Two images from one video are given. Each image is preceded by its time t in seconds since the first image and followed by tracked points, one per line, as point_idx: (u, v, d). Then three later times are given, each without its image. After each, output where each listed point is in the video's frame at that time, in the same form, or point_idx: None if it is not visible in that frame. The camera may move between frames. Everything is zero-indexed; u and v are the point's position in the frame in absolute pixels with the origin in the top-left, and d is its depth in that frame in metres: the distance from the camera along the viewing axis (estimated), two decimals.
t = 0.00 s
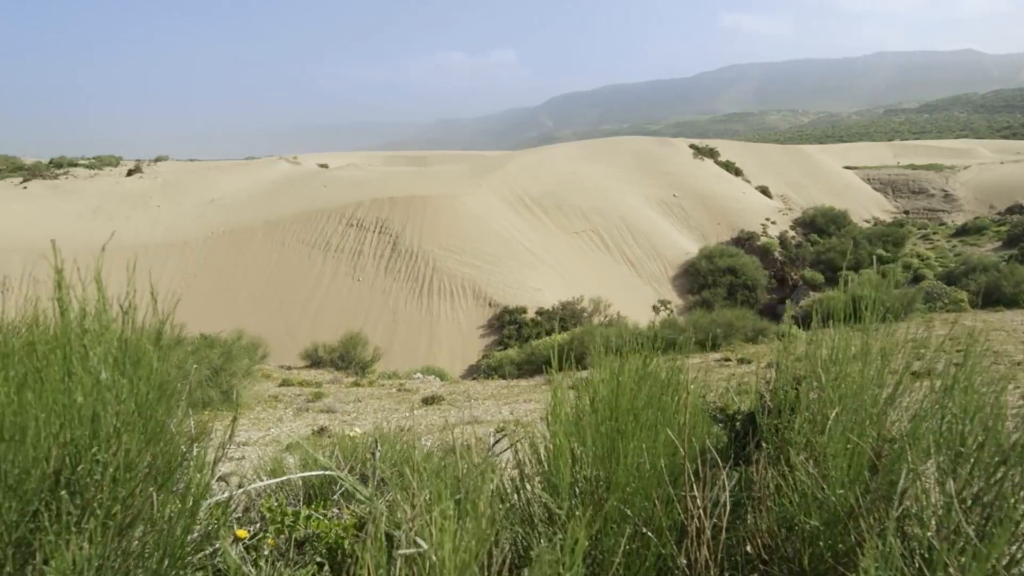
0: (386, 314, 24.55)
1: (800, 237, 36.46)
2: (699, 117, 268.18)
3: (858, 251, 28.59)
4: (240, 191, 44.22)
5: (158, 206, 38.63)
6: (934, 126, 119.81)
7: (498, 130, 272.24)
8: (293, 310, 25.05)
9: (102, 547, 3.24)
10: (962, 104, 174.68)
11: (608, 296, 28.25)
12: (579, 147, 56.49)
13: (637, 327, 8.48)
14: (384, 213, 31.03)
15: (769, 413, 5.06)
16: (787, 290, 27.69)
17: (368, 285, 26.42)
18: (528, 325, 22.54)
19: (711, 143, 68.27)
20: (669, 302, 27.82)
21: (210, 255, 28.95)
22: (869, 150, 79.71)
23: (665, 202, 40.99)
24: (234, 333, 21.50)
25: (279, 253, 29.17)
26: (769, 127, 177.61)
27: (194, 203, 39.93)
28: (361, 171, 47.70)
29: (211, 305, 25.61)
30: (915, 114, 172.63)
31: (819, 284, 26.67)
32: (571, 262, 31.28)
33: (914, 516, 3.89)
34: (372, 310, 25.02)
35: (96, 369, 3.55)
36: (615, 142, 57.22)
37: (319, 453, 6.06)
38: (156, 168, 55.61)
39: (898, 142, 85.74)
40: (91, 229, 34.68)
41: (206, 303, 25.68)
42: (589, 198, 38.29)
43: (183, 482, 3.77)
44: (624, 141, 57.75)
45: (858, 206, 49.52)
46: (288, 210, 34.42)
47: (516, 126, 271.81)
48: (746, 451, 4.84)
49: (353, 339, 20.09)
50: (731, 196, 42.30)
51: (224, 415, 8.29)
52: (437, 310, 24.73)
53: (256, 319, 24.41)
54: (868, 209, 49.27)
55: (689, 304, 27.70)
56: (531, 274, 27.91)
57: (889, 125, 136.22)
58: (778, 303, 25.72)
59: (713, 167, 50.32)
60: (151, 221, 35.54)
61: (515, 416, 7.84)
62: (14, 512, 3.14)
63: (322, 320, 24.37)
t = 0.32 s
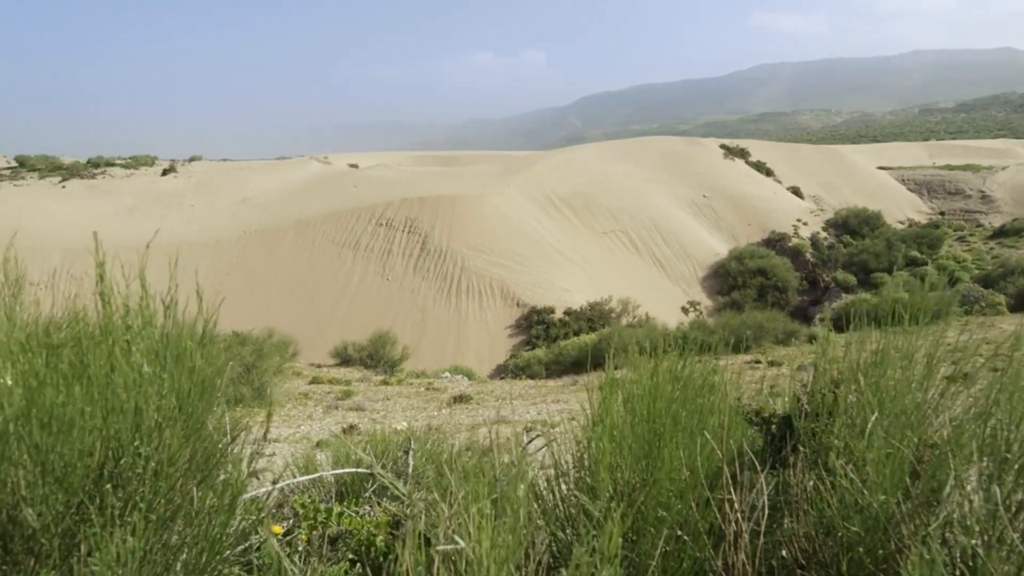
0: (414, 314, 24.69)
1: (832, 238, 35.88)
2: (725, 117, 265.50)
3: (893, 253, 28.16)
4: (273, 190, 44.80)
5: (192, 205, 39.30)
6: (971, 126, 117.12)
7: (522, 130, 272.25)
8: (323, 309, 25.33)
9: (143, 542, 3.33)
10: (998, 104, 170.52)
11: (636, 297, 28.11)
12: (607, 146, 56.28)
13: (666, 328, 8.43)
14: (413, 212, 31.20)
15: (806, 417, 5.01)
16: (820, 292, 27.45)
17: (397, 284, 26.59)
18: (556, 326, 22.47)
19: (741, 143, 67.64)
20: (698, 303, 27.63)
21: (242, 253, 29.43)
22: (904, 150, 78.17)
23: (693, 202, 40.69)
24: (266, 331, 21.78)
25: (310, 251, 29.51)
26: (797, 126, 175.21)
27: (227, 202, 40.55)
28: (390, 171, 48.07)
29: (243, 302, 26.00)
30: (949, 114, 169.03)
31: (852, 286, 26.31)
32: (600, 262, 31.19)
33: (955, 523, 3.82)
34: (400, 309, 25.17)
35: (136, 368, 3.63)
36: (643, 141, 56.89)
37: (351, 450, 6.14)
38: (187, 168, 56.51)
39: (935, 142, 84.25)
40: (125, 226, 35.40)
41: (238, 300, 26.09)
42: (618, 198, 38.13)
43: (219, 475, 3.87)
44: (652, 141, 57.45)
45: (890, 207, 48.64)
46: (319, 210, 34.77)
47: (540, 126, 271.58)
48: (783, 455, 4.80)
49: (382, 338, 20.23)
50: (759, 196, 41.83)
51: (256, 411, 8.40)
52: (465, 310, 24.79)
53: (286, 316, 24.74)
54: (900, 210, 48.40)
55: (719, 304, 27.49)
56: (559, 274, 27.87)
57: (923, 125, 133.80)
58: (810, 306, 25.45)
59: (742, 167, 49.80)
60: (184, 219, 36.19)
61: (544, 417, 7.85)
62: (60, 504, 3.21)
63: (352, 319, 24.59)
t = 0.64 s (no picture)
0: (445, 313, 24.81)
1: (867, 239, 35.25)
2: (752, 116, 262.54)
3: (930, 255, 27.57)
4: (307, 190, 45.32)
5: (228, 203, 39.94)
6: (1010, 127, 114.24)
7: (547, 130, 272.09)
8: (355, 306, 25.58)
9: (184, 535, 3.42)
10: None
11: (666, 297, 27.92)
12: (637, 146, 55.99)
13: (697, 330, 8.36)
14: (444, 212, 31.34)
15: (846, 421, 4.93)
16: (854, 294, 27.00)
17: (427, 284, 26.75)
18: (586, 326, 22.41)
19: (772, 143, 66.89)
20: (729, 305, 27.34)
21: (275, 251, 29.85)
22: (941, 151, 76.43)
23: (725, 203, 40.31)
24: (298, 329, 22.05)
25: (343, 249, 29.83)
26: (828, 126, 172.47)
27: (262, 201, 41.13)
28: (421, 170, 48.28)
29: (276, 299, 26.39)
30: (985, 114, 165.08)
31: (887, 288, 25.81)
32: (631, 262, 31.04)
33: (1001, 531, 3.74)
34: (430, 308, 25.31)
35: (180, 367, 3.72)
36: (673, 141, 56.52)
37: (384, 448, 6.19)
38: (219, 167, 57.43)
39: (975, 143, 82.20)
40: (159, 224, 36.10)
41: (272, 297, 26.48)
42: (647, 198, 37.92)
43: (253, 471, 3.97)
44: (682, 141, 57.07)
45: (925, 207, 47.60)
46: (350, 209, 35.08)
47: (565, 126, 271.24)
48: (822, 459, 4.73)
49: (412, 337, 20.35)
50: (789, 197, 41.25)
51: (291, 408, 8.51)
52: (495, 309, 24.81)
53: (319, 315, 25.02)
54: (936, 211, 47.34)
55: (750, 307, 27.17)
56: (588, 274, 27.78)
57: (961, 125, 130.88)
58: (845, 308, 25.08)
59: (773, 167, 49.16)
60: (217, 217, 36.78)
61: (572, 418, 7.82)
62: (107, 497, 3.29)
63: (382, 318, 24.78)
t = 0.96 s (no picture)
0: (476, 313, 24.92)
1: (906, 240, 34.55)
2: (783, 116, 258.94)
3: (972, 258, 26.93)
4: (341, 189, 45.77)
5: (264, 203, 40.54)
6: None
7: (573, 130, 271.35)
8: (388, 305, 25.81)
9: (228, 528, 3.52)
10: None
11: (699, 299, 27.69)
12: (670, 146, 55.53)
13: (733, 333, 8.27)
14: (477, 212, 31.45)
15: (891, 426, 4.83)
16: (892, 297, 26.62)
17: (459, 284, 26.88)
18: (618, 326, 22.31)
19: (807, 142, 65.95)
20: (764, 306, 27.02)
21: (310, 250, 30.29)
22: (984, 151, 74.48)
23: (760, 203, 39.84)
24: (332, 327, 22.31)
25: (376, 249, 30.11)
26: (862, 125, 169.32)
27: (297, 201, 41.65)
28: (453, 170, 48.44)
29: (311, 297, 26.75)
30: None
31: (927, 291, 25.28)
32: (663, 263, 30.84)
33: None
34: (462, 308, 25.42)
35: (223, 370, 3.83)
36: (705, 141, 55.91)
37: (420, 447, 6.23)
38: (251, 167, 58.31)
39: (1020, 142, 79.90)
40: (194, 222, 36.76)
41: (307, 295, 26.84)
42: (680, 199, 37.65)
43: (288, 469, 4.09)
44: (714, 141, 56.52)
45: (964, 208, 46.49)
46: (383, 209, 35.35)
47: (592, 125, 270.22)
48: (866, 464, 4.65)
49: (444, 337, 20.47)
50: (825, 197, 40.56)
51: (325, 405, 8.60)
52: (528, 309, 24.85)
53: (353, 311, 25.33)
54: (975, 212, 46.20)
55: (786, 308, 26.79)
56: (621, 274, 27.68)
57: (1004, 125, 127.32)
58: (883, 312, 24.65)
59: (808, 167, 48.39)
60: (254, 217, 37.36)
61: (604, 419, 7.82)
62: (155, 491, 3.39)
63: (415, 317, 24.97)
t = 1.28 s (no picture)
0: (510, 313, 24.97)
1: (948, 243, 33.76)
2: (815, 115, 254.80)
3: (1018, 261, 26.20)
4: (377, 189, 46.19)
5: (301, 203, 41.12)
6: None
7: (601, 129, 270.03)
8: (422, 304, 25.99)
9: (272, 523, 3.62)
10: None
11: (734, 300, 27.40)
12: (704, 146, 55.03)
13: (771, 337, 8.16)
14: (511, 212, 31.59)
15: (940, 432, 4.73)
16: (934, 300, 26.24)
17: (493, 284, 27.00)
18: (652, 328, 22.16)
19: (845, 142, 64.82)
20: (801, 309, 26.60)
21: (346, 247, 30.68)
22: None
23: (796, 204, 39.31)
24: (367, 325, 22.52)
25: (411, 248, 30.37)
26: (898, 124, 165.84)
27: (334, 201, 42.16)
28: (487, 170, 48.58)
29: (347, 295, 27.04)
30: None
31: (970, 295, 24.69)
32: (698, 264, 30.59)
33: None
34: (496, 307, 25.49)
35: (270, 367, 3.94)
36: (740, 141, 55.20)
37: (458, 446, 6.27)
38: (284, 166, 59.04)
39: None
40: (229, 221, 37.35)
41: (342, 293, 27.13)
42: (715, 199, 37.35)
43: (328, 466, 4.17)
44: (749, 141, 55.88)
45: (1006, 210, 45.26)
46: (418, 208, 35.63)
47: (620, 125, 268.64)
48: (913, 470, 4.57)
49: (478, 336, 20.54)
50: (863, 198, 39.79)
51: (361, 403, 8.67)
52: (561, 309, 24.84)
53: (388, 308, 25.59)
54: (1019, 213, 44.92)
55: (823, 311, 26.39)
56: (655, 275, 27.52)
57: None
58: (924, 315, 24.13)
59: (846, 167, 47.51)
60: (292, 216, 37.95)
61: (637, 421, 7.79)
62: (205, 484, 3.51)
63: (449, 317, 25.09)
